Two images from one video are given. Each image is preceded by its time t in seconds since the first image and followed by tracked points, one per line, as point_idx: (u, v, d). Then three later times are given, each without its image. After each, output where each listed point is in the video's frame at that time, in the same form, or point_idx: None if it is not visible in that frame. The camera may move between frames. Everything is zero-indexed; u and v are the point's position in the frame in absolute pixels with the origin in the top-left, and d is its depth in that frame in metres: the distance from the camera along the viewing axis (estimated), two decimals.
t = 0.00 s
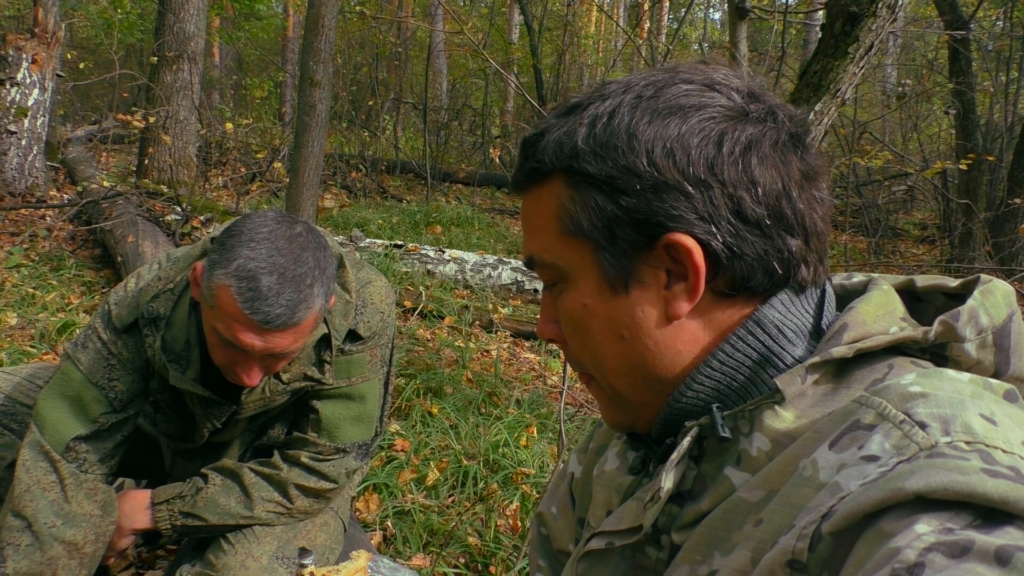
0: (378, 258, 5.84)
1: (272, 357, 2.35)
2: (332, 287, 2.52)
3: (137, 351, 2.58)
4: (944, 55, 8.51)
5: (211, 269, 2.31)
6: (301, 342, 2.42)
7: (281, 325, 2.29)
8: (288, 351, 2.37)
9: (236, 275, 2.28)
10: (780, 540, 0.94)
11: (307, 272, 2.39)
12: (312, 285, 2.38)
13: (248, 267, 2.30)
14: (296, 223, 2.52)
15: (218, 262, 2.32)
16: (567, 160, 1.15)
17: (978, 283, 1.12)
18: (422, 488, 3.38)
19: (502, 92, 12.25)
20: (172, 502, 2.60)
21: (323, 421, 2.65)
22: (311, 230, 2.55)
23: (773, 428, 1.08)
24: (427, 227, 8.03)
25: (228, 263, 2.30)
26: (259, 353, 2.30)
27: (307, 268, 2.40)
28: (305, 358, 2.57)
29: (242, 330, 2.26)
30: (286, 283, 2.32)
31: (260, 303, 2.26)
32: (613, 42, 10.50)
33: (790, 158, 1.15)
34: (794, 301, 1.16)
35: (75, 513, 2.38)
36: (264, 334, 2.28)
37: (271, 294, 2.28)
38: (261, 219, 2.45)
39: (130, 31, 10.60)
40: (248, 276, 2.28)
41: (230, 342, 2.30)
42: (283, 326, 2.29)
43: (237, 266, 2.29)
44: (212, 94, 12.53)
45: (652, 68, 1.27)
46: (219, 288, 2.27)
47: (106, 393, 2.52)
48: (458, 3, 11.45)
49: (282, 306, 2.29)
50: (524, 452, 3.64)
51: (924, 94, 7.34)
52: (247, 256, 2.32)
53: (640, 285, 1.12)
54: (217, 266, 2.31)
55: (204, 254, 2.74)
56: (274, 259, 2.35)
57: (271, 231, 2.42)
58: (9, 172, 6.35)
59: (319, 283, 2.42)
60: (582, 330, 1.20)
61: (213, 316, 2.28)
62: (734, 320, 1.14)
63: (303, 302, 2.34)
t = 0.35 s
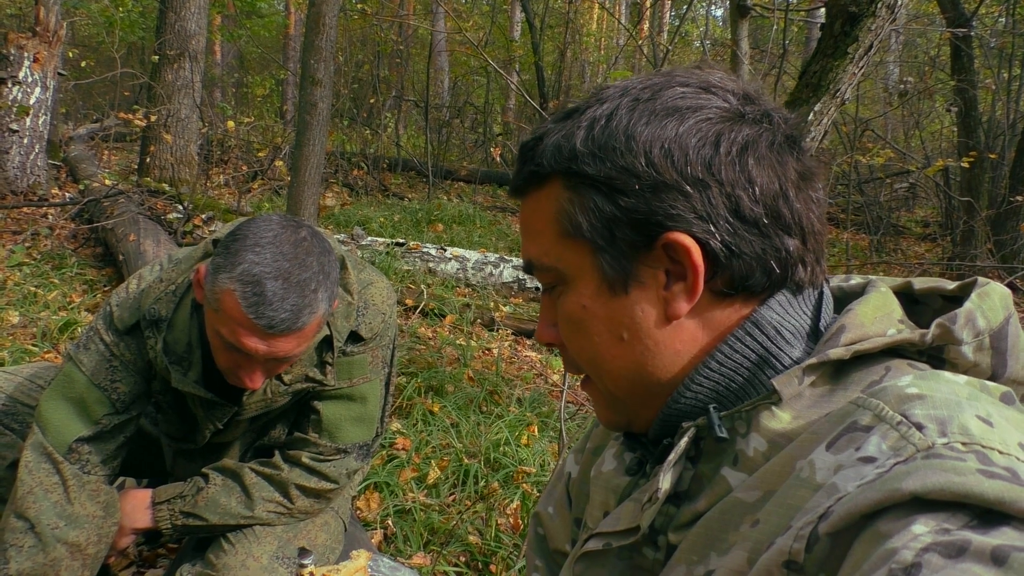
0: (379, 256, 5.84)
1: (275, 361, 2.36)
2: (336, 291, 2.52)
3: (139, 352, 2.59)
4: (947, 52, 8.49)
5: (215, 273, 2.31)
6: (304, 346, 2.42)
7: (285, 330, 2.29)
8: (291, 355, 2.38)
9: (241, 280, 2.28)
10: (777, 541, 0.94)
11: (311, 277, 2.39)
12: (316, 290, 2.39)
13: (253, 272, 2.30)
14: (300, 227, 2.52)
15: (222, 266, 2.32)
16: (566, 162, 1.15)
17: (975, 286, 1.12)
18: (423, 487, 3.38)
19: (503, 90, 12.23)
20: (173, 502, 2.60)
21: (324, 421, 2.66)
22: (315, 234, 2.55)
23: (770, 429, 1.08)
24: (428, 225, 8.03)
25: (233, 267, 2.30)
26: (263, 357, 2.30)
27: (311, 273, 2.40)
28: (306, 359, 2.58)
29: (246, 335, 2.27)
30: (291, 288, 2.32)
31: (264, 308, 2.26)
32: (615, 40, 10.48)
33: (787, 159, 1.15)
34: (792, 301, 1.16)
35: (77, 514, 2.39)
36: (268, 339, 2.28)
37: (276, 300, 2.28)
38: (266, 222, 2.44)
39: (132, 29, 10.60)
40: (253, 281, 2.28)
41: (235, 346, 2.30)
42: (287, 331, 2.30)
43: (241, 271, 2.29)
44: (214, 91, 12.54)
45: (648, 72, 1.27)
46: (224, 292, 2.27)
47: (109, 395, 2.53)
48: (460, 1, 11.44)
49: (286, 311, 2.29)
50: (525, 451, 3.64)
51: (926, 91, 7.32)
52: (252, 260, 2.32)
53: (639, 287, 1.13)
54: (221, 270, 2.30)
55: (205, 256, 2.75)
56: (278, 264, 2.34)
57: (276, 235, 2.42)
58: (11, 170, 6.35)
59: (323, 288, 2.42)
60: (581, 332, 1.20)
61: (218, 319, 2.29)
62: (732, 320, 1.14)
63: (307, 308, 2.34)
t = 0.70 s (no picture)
0: (382, 255, 5.85)
1: (278, 362, 2.36)
2: (338, 292, 2.53)
3: (141, 352, 2.60)
4: (951, 49, 8.46)
5: (218, 275, 2.32)
6: (307, 348, 2.43)
7: (288, 331, 2.29)
8: (293, 356, 2.39)
9: (244, 281, 2.28)
10: (777, 540, 0.94)
11: (314, 279, 2.39)
12: (319, 291, 2.39)
13: (256, 274, 2.30)
14: (303, 229, 2.52)
15: (225, 267, 2.32)
16: (567, 162, 1.15)
17: (975, 287, 1.12)
18: (425, 485, 3.39)
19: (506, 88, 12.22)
20: (175, 501, 2.61)
21: (326, 421, 2.66)
22: (318, 235, 2.55)
23: (769, 428, 1.08)
24: (431, 223, 8.03)
25: (236, 269, 2.30)
26: (266, 358, 2.31)
27: (314, 275, 2.40)
28: (309, 359, 2.59)
29: (250, 337, 2.27)
30: (294, 290, 2.33)
31: (267, 309, 2.26)
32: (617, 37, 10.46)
33: (787, 159, 1.15)
34: (792, 300, 1.16)
35: (80, 513, 2.40)
36: (272, 340, 2.29)
37: (279, 301, 2.28)
38: (269, 224, 2.45)
39: (135, 28, 10.61)
40: (256, 283, 2.29)
41: (238, 348, 2.31)
42: (290, 332, 2.30)
43: (245, 272, 2.30)
44: (218, 90, 12.55)
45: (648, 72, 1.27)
46: (227, 294, 2.27)
47: (112, 394, 2.54)
48: None
49: (289, 312, 2.29)
50: (527, 449, 3.64)
51: (930, 88, 7.30)
52: (255, 262, 2.32)
53: (640, 286, 1.13)
54: (225, 271, 2.31)
55: (207, 256, 2.76)
56: (282, 266, 2.35)
57: (279, 236, 2.42)
58: (15, 169, 6.37)
59: (326, 289, 2.42)
60: (581, 331, 1.19)
61: (221, 321, 2.29)
62: (732, 320, 1.14)
63: (310, 309, 2.35)
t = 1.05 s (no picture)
0: (385, 254, 5.86)
1: (281, 363, 2.36)
2: (341, 294, 2.52)
3: (144, 352, 2.60)
4: (955, 47, 8.43)
5: (222, 275, 2.32)
6: (311, 348, 2.43)
7: (291, 332, 2.29)
8: (297, 357, 2.38)
9: (247, 282, 2.29)
10: (782, 540, 0.94)
11: (317, 279, 2.39)
12: (322, 292, 2.39)
13: (259, 274, 2.30)
14: (306, 230, 2.52)
15: (228, 268, 2.32)
16: (579, 154, 1.14)
17: (981, 286, 1.11)
18: (428, 485, 3.39)
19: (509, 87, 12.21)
20: (179, 501, 2.62)
21: (330, 421, 2.66)
22: (321, 237, 2.55)
23: (775, 428, 1.08)
24: (434, 223, 8.03)
25: (239, 270, 2.30)
26: (269, 359, 2.31)
27: (316, 275, 2.40)
28: (312, 360, 2.59)
29: (253, 337, 2.27)
30: (297, 290, 2.33)
31: (270, 310, 2.26)
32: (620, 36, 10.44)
33: (799, 157, 1.14)
34: (800, 299, 1.16)
35: (84, 514, 2.40)
36: (275, 341, 2.29)
37: (282, 302, 2.28)
38: (272, 225, 2.45)
39: (138, 28, 10.62)
40: (259, 283, 2.29)
41: (241, 348, 2.31)
42: (293, 333, 2.30)
43: (248, 273, 2.30)
44: (221, 90, 12.57)
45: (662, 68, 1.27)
46: (230, 294, 2.28)
47: (115, 394, 2.54)
48: None
49: (293, 313, 2.29)
50: (531, 448, 3.64)
51: (934, 86, 7.28)
52: (258, 262, 2.32)
53: (648, 280, 1.12)
54: (228, 272, 2.31)
55: (209, 256, 2.76)
56: (285, 266, 2.35)
57: (282, 237, 2.42)
58: (18, 170, 6.39)
59: (329, 290, 2.42)
60: (588, 324, 1.19)
61: (224, 321, 2.30)
62: (739, 317, 1.14)
63: (313, 310, 2.34)
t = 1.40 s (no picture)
0: (387, 253, 5.86)
1: (287, 364, 2.36)
2: (346, 295, 2.52)
3: (148, 355, 2.59)
4: (958, 42, 8.41)
5: (226, 276, 2.32)
6: (316, 349, 2.42)
7: (297, 333, 2.29)
8: (303, 358, 2.38)
9: (253, 283, 2.28)
10: (787, 542, 0.93)
11: (323, 280, 2.39)
12: (328, 292, 2.39)
13: (265, 275, 2.30)
14: (311, 230, 2.51)
15: (233, 269, 2.32)
16: (591, 148, 1.13)
17: (986, 286, 1.11)
18: (431, 485, 3.39)
19: (511, 85, 12.21)
20: (183, 503, 2.63)
21: (333, 422, 2.66)
22: (326, 237, 2.55)
23: (779, 429, 1.07)
24: (436, 221, 8.03)
25: (245, 270, 2.30)
26: (275, 360, 2.31)
27: (322, 275, 2.40)
28: (315, 361, 2.58)
29: (259, 338, 2.27)
30: (303, 291, 2.33)
31: (277, 311, 2.26)
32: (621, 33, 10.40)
33: (809, 156, 1.15)
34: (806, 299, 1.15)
35: (88, 518, 2.41)
36: (281, 342, 2.29)
37: (288, 302, 2.28)
38: (277, 225, 2.44)
39: (139, 27, 10.61)
40: (265, 284, 2.29)
41: (246, 349, 2.31)
42: (299, 334, 2.30)
43: (254, 274, 2.30)
44: (222, 89, 12.57)
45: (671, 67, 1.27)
46: (235, 295, 2.28)
47: (118, 397, 2.54)
48: None
49: (299, 314, 2.29)
50: (533, 447, 3.63)
51: (936, 82, 7.26)
52: (264, 263, 2.32)
53: (660, 275, 1.11)
54: (233, 273, 2.31)
55: (212, 258, 2.75)
56: (290, 266, 2.35)
57: (287, 238, 2.42)
58: (20, 171, 6.39)
59: (335, 291, 2.42)
60: (595, 320, 1.16)
61: (229, 322, 2.30)
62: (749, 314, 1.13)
63: (319, 310, 2.34)
